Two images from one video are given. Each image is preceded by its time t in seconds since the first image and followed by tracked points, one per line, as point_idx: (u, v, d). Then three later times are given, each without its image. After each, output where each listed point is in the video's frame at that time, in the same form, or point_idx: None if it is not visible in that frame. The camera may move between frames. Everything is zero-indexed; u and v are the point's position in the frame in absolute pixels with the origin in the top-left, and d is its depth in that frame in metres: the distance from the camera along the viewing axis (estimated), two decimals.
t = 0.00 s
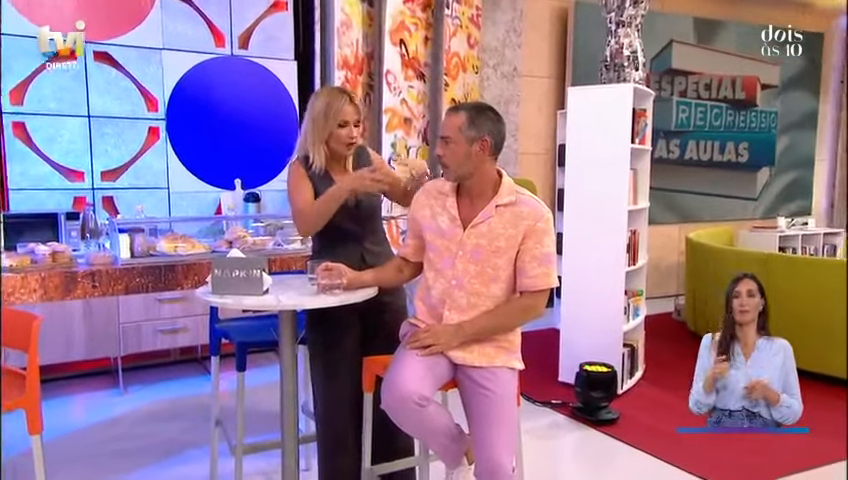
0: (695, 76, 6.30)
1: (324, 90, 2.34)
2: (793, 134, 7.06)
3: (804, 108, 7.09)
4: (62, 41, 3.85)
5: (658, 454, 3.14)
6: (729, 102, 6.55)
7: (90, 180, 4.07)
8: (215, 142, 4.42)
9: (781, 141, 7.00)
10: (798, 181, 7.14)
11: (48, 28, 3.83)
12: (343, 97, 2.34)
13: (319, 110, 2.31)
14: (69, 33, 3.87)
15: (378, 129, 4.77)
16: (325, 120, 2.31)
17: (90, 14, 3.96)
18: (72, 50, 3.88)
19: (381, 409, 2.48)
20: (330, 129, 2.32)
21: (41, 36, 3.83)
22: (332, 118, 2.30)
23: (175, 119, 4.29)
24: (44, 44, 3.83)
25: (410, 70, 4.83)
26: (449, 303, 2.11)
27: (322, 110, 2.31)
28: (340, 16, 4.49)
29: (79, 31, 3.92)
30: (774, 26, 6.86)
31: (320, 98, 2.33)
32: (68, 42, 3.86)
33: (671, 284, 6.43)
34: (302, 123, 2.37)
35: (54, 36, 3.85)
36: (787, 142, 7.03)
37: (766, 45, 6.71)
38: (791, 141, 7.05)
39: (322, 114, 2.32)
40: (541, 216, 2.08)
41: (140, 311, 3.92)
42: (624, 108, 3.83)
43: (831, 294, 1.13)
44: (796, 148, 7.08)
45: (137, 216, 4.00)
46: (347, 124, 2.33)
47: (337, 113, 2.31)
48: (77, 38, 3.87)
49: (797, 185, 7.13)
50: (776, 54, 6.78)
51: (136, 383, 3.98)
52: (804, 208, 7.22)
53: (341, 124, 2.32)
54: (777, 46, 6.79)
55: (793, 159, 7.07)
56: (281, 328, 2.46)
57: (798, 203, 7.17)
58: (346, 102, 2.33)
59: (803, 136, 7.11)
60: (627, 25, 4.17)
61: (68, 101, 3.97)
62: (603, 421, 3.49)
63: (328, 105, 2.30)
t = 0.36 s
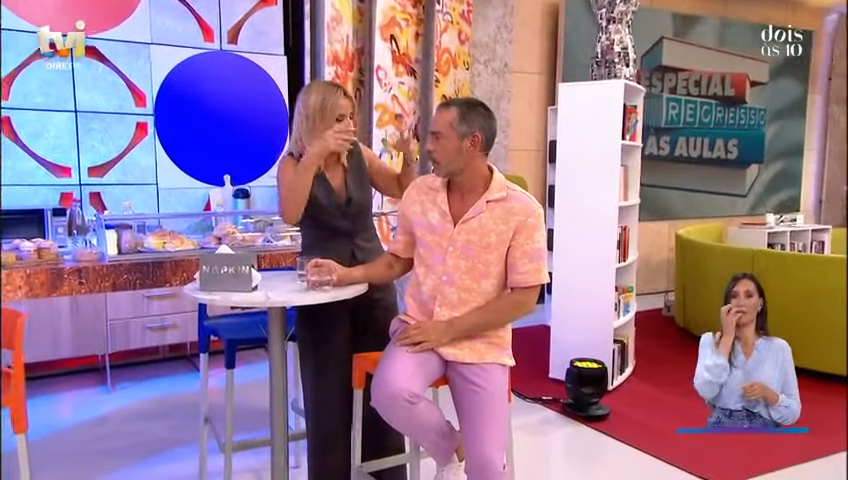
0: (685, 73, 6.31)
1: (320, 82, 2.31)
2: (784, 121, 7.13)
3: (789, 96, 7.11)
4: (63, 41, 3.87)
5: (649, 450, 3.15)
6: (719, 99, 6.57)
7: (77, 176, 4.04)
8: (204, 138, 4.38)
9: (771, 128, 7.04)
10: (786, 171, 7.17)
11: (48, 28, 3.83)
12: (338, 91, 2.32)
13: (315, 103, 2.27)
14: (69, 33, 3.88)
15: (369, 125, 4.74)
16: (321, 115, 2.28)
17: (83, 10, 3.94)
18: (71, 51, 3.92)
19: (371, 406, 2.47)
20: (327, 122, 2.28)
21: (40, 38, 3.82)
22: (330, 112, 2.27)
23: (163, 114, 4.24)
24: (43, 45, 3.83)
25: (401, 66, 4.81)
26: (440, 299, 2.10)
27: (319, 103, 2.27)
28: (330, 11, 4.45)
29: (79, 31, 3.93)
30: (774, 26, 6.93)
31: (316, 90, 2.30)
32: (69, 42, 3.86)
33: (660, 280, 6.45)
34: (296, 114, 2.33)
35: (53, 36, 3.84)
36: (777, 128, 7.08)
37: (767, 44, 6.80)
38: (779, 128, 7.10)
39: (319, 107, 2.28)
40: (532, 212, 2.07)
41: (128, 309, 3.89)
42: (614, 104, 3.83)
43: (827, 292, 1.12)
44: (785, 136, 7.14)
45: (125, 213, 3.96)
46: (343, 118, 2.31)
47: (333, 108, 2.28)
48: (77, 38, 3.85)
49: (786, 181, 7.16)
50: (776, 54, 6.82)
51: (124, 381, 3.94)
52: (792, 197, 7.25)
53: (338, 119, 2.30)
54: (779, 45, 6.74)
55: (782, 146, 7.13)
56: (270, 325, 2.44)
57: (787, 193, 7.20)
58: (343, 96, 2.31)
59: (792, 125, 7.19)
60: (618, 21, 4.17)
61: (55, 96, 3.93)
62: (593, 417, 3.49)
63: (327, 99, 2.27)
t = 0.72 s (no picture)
0: (681, 72, 6.32)
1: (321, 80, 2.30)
2: (777, 112, 7.05)
3: (781, 85, 7.04)
4: (63, 41, 3.89)
5: (645, 449, 3.15)
6: (714, 98, 6.57)
7: (71, 175, 4.02)
8: (199, 139, 4.37)
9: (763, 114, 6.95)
10: (778, 162, 7.14)
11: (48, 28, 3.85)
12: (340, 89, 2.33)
13: (322, 101, 2.26)
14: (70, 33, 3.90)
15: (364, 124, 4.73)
16: (330, 114, 2.29)
17: (80, 9, 3.92)
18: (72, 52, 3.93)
19: (367, 406, 2.45)
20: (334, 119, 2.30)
21: (40, 37, 3.83)
22: (339, 111, 2.29)
23: (158, 112, 4.22)
24: (43, 44, 3.84)
25: (396, 64, 4.79)
26: (436, 299, 2.09)
27: (326, 101, 2.27)
28: (325, 9, 4.43)
29: (79, 31, 3.93)
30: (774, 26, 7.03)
31: (320, 90, 2.28)
32: (68, 43, 3.90)
33: (656, 279, 6.46)
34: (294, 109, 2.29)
35: (53, 36, 3.87)
36: (769, 119, 7.01)
37: (767, 45, 6.92)
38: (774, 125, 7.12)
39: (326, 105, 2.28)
40: (529, 211, 2.06)
41: (122, 308, 3.87)
42: (610, 103, 3.83)
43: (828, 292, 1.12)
44: (779, 124, 7.09)
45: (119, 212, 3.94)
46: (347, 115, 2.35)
47: (332, 105, 2.28)
48: (77, 38, 3.91)
49: (781, 179, 7.18)
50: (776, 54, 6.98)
51: (118, 381, 3.92)
52: (786, 188, 7.21)
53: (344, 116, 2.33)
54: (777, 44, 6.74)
55: (776, 136, 7.08)
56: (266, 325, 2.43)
57: (781, 184, 7.18)
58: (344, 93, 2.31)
59: (786, 114, 7.11)
60: (614, 20, 4.17)
61: (48, 94, 3.91)
62: (590, 416, 3.49)
63: (334, 98, 2.27)
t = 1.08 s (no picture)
0: (681, 73, 6.32)
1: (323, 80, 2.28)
2: (776, 105, 7.03)
3: (780, 84, 7.05)
4: (63, 42, 3.88)
5: (645, 450, 3.14)
6: (714, 99, 6.58)
7: (71, 175, 4.01)
8: (198, 139, 4.36)
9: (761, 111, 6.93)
10: (778, 158, 7.14)
11: (47, 28, 3.84)
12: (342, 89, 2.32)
13: (324, 101, 2.24)
14: (70, 33, 3.89)
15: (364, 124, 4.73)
16: (332, 114, 2.28)
17: (79, 9, 3.92)
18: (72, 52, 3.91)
19: (368, 408, 2.45)
20: (336, 119, 2.30)
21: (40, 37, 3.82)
22: (341, 112, 2.28)
23: (158, 113, 4.21)
24: (43, 44, 3.83)
25: (396, 65, 4.79)
26: (438, 300, 2.09)
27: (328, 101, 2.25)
28: (325, 10, 4.43)
29: (79, 31, 3.92)
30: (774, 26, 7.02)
31: (322, 90, 2.25)
32: (68, 43, 3.89)
33: (656, 280, 6.46)
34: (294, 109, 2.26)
35: (53, 36, 3.86)
36: (769, 117, 7.01)
37: (767, 45, 6.93)
38: (776, 129, 7.10)
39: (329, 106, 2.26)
40: (531, 212, 2.05)
41: (122, 309, 3.86)
42: (611, 103, 3.83)
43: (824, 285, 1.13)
44: (776, 118, 7.07)
45: (119, 212, 3.94)
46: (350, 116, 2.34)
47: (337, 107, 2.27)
48: (77, 38, 3.90)
49: (781, 181, 7.18)
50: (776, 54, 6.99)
51: (118, 381, 3.92)
52: (783, 184, 7.21)
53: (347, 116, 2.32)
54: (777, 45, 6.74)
55: (775, 135, 7.08)
56: (266, 326, 2.43)
57: (779, 179, 7.17)
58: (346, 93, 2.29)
59: (784, 107, 7.09)
60: (614, 21, 4.17)
61: (48, 94, 3.91)
62: (590, 417, 3.49)
63: (336, 98, 2.26)
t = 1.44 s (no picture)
0: (680, 74, 6.33)
1: (324, 82, 2.31)
2: (773, 95, 7.01)
3: (780, 86, 7.06)
4: (63, 41, 3.88)
5: (645, 450, 3.15)
6: (713, 99, 6.58)
7: (70, 175, 4.01)
8: (198, 140, 4.37)
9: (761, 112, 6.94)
10: (777, 157, 7.15)
11: (47, 28, 3.84)
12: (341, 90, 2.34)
13: (321, 102, 2.27)
14: (70, 33, 3.88)
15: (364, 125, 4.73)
16: (331, 114, 2.29)
17: (79, 9, 3.91)
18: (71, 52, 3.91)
19: (369, 408, 2.45)
20: (338, 121, 2.30)
21: (40, 37, 3.82)
22: (340, 111, 2.29)
23: (158, 113, 4.21)
24: (43, 44, 3.83)
25: (396, 65, 4.79)
26: (439, 300, 2.09)
27: (327, 102, 2.28)
28: (325, 10, 4.43)
29: (79, 31, 3.92)
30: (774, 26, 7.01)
31: (321, 91, 2.28)
32: (68, 42, 3.89)
33: (655, 281, 6.46)
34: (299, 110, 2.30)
35: (53, 36, 3.86)
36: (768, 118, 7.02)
37: (766, 45, 6.80)
38: (775, 137, 7.12)
39: (328, 107, 2.28)
40: (532, 212, 2.05)
41: (122, 309, 3.86)
42: (611, 104, 3.83)
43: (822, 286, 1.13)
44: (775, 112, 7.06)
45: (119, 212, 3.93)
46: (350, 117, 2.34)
47: (338, 107, 2.29)
48: (77, 38, 3.89)
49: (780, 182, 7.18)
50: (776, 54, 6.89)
51: (118, 382, 3.91)
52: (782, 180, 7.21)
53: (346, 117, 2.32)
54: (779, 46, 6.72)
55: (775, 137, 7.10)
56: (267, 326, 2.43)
57: (777, 174, 7.17)
58: (347, 94, 2.32)
59: (781, 97, 7.06)
60: (614, 21, 4.18)
61: (48, 94, 3.90)
62: (590, 417, 3.48)
63: (335, 99, 2.28)
